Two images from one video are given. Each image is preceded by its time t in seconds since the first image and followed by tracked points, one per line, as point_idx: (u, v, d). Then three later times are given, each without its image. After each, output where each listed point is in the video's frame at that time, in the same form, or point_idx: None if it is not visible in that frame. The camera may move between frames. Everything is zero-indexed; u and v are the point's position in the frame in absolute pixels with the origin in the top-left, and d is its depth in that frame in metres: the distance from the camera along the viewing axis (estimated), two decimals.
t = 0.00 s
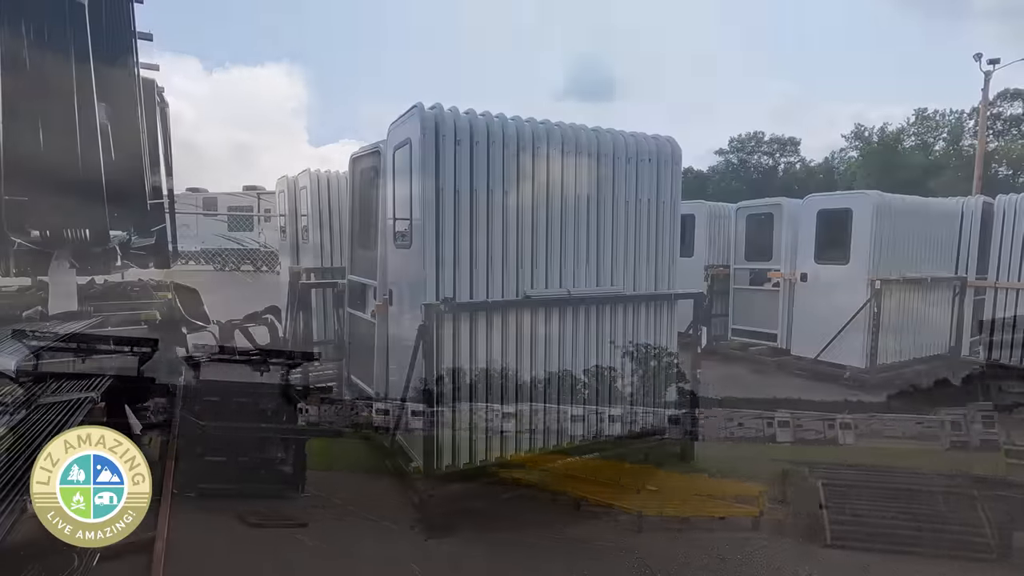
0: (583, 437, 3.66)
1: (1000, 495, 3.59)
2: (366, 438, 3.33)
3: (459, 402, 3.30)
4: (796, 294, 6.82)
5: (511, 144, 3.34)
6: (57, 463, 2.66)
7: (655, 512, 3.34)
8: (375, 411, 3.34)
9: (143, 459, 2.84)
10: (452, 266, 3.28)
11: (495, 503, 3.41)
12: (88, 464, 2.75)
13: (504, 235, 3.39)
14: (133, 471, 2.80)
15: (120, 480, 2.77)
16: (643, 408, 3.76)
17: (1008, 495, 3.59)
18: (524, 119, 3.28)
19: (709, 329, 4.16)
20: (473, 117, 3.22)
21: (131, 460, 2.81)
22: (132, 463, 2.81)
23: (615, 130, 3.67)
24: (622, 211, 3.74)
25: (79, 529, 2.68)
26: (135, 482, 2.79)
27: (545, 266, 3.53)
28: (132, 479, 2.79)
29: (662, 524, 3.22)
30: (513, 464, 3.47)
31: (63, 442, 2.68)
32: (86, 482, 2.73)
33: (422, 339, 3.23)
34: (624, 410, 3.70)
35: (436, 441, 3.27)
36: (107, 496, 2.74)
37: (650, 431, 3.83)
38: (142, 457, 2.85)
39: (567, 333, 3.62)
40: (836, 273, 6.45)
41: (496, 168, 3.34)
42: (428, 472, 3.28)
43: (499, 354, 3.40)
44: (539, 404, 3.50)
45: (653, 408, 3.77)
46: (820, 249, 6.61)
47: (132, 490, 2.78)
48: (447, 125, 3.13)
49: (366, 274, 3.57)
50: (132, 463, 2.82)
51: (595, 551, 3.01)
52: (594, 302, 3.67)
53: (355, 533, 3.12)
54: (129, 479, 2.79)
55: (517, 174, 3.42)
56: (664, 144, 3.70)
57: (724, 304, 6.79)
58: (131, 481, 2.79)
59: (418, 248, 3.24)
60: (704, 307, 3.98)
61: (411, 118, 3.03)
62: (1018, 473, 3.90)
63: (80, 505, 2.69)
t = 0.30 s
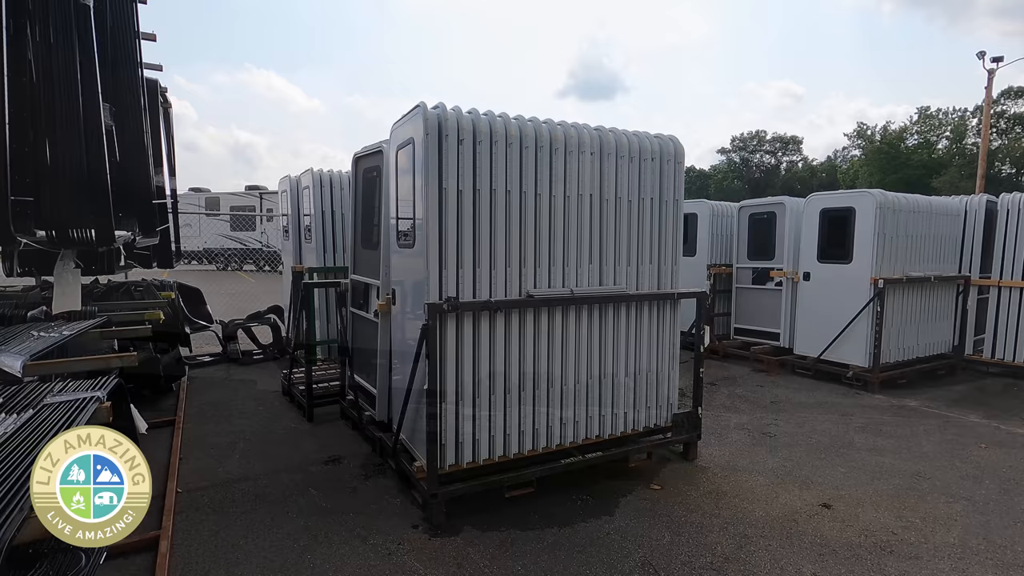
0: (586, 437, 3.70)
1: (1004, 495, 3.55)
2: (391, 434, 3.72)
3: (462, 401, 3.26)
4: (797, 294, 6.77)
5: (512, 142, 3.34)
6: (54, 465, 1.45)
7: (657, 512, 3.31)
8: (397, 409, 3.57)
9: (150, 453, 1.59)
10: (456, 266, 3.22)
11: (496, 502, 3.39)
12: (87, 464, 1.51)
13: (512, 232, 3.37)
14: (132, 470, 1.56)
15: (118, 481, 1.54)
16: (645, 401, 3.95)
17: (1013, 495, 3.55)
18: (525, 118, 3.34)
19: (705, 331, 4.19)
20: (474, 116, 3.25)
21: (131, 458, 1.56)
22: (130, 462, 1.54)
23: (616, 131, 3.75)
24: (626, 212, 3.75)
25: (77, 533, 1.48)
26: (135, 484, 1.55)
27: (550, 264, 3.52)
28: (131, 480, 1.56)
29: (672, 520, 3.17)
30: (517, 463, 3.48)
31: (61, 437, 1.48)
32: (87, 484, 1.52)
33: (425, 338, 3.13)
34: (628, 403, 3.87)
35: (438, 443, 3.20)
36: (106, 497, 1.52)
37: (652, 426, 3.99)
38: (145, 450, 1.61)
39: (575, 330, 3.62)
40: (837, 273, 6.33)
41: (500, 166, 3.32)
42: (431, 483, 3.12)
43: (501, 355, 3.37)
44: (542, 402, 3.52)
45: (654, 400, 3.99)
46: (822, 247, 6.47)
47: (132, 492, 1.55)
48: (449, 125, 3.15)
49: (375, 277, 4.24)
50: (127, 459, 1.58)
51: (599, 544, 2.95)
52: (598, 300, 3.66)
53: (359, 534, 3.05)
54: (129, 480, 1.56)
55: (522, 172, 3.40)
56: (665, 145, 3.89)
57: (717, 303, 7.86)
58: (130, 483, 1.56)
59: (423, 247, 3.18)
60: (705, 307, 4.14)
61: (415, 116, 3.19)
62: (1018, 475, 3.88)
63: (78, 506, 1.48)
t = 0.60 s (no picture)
0: (587, 436, 3.71)
1: (1005, 495, 3.54)
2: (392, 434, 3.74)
3: (463, 401, 3.28)
4: (800, 294, 6.76)
5: (514, 143, 3.35)
6: (54, 465, 1.39)
7: (658, 511, 3.32)
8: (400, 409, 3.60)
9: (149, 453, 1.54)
10: (457, 266, 3.24)
11: (497, 501, 3.41)
12: (86, 464, 1.45)
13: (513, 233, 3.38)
14: (131, 470, 1.50)
15: (118, 481, 1.48)
16: (646, 401, 3.96)
17: (1014, 495, 3.55)
18: (527, 119, 3.35)
19: (706, 331, 4.20)
20: (476, 117, 3.27)
21: (131, 459, 1.51)
22: (130, 463, 1.49)
23: (618, 131, 3.76)
24: (627, 213, 3.77)
25: (79, 529, 1.43)
26: (135, 484, 1.50)
27: (552, 264, 3.53)
28: (130, 480, 1.51)
29: (672, 519, 3.18)
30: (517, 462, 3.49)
31: (61, 437, 1.43)
32: (86, 484, 1.46)
33: (427, 339, 3.15)
34: (629, 403, 3.88)
35: (439, 442, 3.22)
36: (106, 497, 1.46)
37: (653, 425, 4.01)
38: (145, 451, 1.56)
39: (576, 330, 3.64)
40: (840, 273, 6.32)
41: (501, 168, 3.33)
42: (433, 483, 3.14)
43: (503, 355, 3.38)
44: (543, 402, 3.53)
45: (655, 400, 4.01)
46: (825, 246, 6.45)
47: (133, 492, 1.49)
48: (450, 127, 3.16)
49: (378, 277, 4.25)
50: (127, 459, 1.53)
51: (599, 543, 2.97)
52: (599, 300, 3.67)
53: (361, 533, 3.07)
54: (128, 481, 1.50)
55: (524, 173, 3.42)
56: (666, 145, 3.90)
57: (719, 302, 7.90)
58: (129, 483, 1.50)
59: (424, 248, 3.20)
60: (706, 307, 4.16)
61: (417, 117, 3.22)
62: (1019, 475, 3.88)
63: (78, 506, 1.43)
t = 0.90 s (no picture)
0: (583, 435, 3.73)
1: (1001, 494, 3.55)
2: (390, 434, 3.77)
3: (460, 401, 3.30)
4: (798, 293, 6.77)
5: (509, 144, 3.37)
6: (53, 465, 1.40)
7: (653, 510, 3.33)
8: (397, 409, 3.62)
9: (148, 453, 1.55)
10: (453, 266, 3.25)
11: (494, 500, 3.43)
12: (86, 464, 1.46)
13: (510, 233, 3.40)
14: (131, 471, 1.51)
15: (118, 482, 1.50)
16: (643, 401, 3.98)
17: (1010, 494, 3.55)
18: (522, 120, 3.37)
19: (702, 330, 4.21)
20: (471, 118, 3.29)
21: (131, 459, 1.52)
22: (129, 464, 1.50)
23: (613, 132, 3.78)
24: (623, 213, 3.80)
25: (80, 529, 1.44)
26: (134, 485, 1.51)
27: (547, 265, 3.56)
28: (130, 480, 1.52)
29: (668, 520, 3.19)
30: (515, 461, 3.52)
31: (60, 437, 1.43)
32: (85, 484, 1.47)
33: (423, 339, 3.16)
34: (626, 403, 3.89)
35: (435, 442, 3.24)
36: (106, 497, 1.48)
37: (650, 424, 4.02)
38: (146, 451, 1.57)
39: (572, 329, 3.65)
40: (837, 273, 6.33)
41: (498, 168, 3.35)
42: (430, 482, 3.16)
43: (499, 354, 3.40)
44: (539, 401, 3.55)
45: (652, 400, 4.02)
46: (823, 246, 6.47)
47: (132, 493, 1.50)
48: (447, 127, 3.18)
49: (375, 278, 4.27)
50: (127, 459, 1.53)
51: (595, 541, 2.98)
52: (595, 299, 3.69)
53: (359, 533, 3.08)
54: (127, 481, 1.51)
55: (520, 173, 3.44)
56: (663, 146, 3.94)
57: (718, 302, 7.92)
58: (129, 483, 1.52)
59: (420, 246, 3.21)
60: (702, 307, 4.17)
61: (413, 118, 3.23)
62: (1015, 474, 3.88)
63: (77, 506, 1.45)
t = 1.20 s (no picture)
0: (576, 435, 3.74)
1: (990, 492, 3.57)
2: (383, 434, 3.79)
3: (452, 400, 3.31)
4: (793, 293, 6.79)
5: (501, 144, 3.38)
6: (56, 464, 1.56)
7: (644, 509, 3.35)
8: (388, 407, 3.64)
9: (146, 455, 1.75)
10: (445, 267, 3.26)
11: (486, 499, 3.44)
12: (87, 464, 1.63)
13: (502, 233, 3.41)
14: (132, 470, 1.71)
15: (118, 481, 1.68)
16: (636, 399, 3.99)
17: (999, 492, 3.57)
18: (513, 120, 3.38)
19: (695, 330, 4.23)
20: (462, 119, 3.30)
21: (129, 459, 1.71)
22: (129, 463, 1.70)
23: (605, 132, 3.80)
24: (616, 213, 3.81)
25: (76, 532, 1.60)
26: (136, 483, 1.70)
27: (539, 264, 3.57)
28: (131, 479, 1.70)
29: (658, 519, 3.20)
30: (507, 460, 3.53)
31: (62, 437, 1.59)
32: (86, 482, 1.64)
33: (415, 338, 3.17)
34: (618, 402, 3.91)
35: (427, 441, 3.25)
36: (106, 497, 1.65)
37: (642, 423, 4.04)
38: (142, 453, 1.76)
39: (565, 328, 3.66)
40: (831, 272, 6.35)
41: (489, 168, 3.37)
42: (421, 481, 3.17)
43: (491, 354, 3.41)
44: (531, 401, 3.56)
45: (644, 399, 4.04)
46: (817, 245, 6.49)
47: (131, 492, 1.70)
48: (438, 129, 3.20)
49: (369, 279, 4.29)
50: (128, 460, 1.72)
51: (585, 540, 2.99)
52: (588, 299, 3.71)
53: (350, 533, 3.10)
54: (126, 481, 1.70)
55: (512, 174, 3.45)
56: (655, 146, 3.96)
57: (713, 301, 7.95)
58: (130, 482, 1.70)
59: (412, 247, 3.22)
60: (695, 307, 4.19)
61: (404, 119, 3.25)
62: (1006, 472, 3.90)
63: (77, 507, 1.60)
